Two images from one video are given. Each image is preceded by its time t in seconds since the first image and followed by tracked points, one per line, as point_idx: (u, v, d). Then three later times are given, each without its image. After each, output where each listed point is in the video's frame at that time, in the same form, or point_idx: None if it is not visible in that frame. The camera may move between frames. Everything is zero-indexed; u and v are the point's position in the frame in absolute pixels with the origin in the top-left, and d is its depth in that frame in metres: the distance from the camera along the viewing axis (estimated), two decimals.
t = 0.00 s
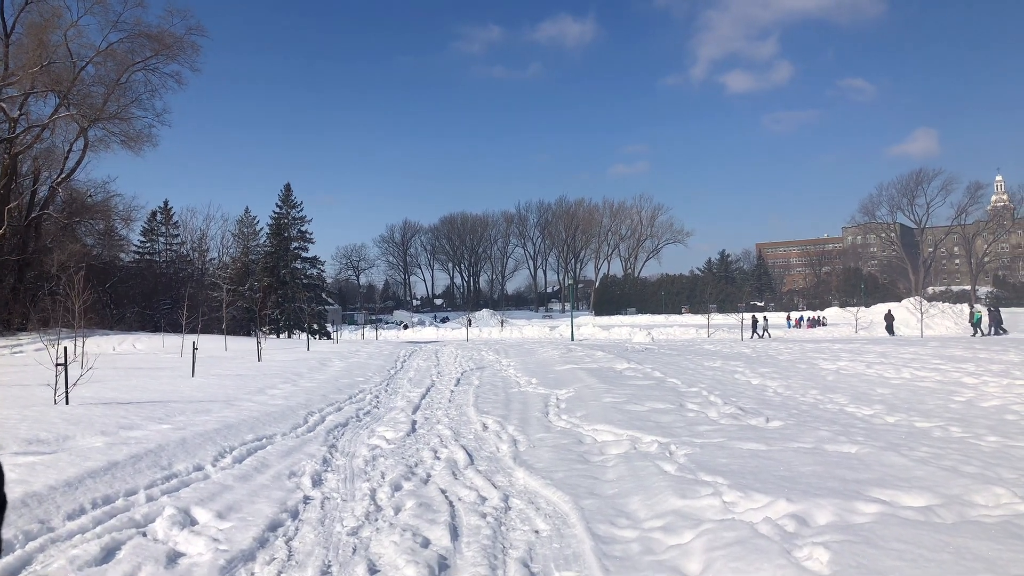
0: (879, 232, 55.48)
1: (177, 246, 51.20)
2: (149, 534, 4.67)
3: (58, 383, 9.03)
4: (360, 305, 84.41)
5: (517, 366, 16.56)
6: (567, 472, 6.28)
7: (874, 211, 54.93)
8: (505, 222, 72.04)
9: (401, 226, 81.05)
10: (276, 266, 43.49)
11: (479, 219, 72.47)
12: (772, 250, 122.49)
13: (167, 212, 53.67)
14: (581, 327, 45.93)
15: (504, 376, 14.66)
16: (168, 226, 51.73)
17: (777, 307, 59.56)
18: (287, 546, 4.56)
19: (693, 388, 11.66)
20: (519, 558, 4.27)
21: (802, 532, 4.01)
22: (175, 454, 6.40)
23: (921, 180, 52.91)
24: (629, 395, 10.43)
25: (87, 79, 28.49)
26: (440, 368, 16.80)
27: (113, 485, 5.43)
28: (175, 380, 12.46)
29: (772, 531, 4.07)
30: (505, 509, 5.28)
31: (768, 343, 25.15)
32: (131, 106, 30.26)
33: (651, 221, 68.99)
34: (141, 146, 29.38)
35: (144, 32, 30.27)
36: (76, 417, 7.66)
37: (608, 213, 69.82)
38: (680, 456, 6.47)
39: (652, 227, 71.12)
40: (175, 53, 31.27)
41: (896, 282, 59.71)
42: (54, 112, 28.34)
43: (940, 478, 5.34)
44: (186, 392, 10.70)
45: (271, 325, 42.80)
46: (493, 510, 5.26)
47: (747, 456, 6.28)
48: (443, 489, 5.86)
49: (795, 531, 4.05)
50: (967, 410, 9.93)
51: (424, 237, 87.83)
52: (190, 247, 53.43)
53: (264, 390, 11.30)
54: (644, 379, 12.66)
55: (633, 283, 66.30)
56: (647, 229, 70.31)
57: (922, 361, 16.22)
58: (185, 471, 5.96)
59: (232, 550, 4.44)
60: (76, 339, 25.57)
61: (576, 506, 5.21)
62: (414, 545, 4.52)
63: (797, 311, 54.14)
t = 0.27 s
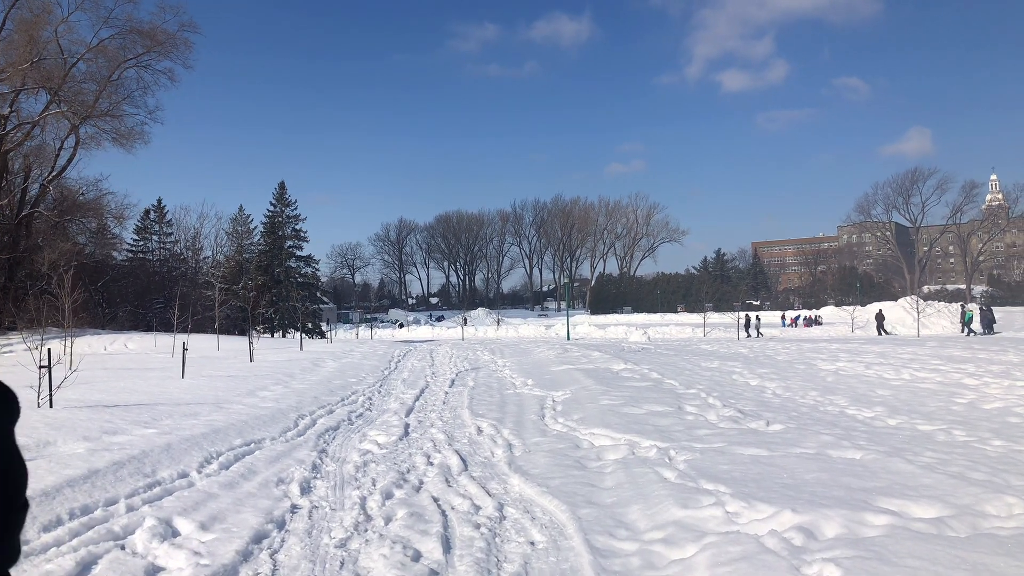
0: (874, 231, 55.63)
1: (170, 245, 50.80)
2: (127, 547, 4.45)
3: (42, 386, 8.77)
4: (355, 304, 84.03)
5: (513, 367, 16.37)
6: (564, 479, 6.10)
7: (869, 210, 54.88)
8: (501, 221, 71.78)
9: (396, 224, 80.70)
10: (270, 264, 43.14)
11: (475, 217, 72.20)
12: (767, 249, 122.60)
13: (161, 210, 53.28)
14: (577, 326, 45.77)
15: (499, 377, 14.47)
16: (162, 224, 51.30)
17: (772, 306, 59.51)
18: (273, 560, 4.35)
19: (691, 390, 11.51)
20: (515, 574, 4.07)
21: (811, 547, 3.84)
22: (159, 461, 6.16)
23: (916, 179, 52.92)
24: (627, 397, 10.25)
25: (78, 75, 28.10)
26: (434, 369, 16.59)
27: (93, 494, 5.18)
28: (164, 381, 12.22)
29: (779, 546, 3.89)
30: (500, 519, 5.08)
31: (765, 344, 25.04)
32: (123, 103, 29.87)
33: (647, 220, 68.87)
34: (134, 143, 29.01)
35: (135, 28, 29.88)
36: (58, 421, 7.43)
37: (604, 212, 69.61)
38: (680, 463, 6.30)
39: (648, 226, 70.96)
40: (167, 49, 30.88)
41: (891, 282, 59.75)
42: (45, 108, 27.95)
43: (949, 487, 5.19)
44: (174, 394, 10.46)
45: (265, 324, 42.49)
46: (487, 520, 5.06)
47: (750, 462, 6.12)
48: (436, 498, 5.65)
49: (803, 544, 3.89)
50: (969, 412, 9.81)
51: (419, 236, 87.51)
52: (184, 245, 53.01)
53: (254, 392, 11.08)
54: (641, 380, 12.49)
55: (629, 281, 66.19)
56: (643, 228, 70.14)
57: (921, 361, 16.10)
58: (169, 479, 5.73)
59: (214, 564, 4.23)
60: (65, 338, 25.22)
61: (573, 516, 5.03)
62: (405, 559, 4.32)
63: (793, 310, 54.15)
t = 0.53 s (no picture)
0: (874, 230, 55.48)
1: (169, 241, 50.59)
2: (114, 552, 4.27)
3: (33, 383, 8.57)
4: (354, 301, 83.86)
5: (513, 365, 16.20)
6: (567, 480, 5.93)
7: (870, 208, 54.71)
8: (501, 218, 71.56)
9: (396, 221, 80.48)
10: (269, 261, 42.95)
11: (474, 214, 71.98)
12: (767, 248, 122.48)
13: (159, 207, 53.05)
14: (577, 323, 45.62)
15: (499, 375, 14.29)
16: (160, 221, 51.06)
17: (772, 304, 59.37)
18: (265, 567, 4.17)
19: (694, 389, 11.34)
20: None
21: (828, 556, 3.69)
22: (150, 461, 5.97)
23: (917, 177, 52.77)
24: (629, 396, 10.08)
25: (75, 70, 27.84)
26: (433, 367, 16.43)
27: (80, 495, 4.99)
28: (159, 379, 12.04)
29: (795, 555, 3.74)
30: (501, 523, 4.91)
31: (766, 342, 24.88)
32: (121, 98, 29.63)
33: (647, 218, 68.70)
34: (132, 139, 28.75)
35: (133, 22, 29.62)
36: (48, 419, 7.24)
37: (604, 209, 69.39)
38: (686, 464, 6.13)
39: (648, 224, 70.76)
40: (165, 44, 30.64)
41: (891, 280, 59.66)
42: (42, 103, 27.69)
43: (964, 490, 5.06)
44: (169, 392, 10.27)
45: (264, 321, 42.33)
46: (488, 524, 4.89)
47: (758, 464, 5.95)
48: (435, 501, 5.47)
49: (818, 553, 3.75)
50: (977, 412, 9.67)
51: (419, 233, 87.26)
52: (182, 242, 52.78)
53: (251, 390, 10.90)
54: (643, 379, 12.32)
55: (629, 279, 66.04)
56: (642, 225, 69.94)
57: (925, 360, 15.94)
58: (160, 480, 5.55)
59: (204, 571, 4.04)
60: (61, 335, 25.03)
61: (577, 520, 4.86)
62: (402, 566, 4.14)
63: (793, 308, 54.02)
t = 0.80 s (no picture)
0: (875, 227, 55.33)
1: (168, 240, 50.41)
2: (99, 564, 4.09)
3: (24, 386, 8.39)
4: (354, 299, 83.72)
5: (513, 364, 16.03)
6: (569, 486, 5.76)
7: (870, 206, 54.52)
8: (501, 216, 71.37)
9: (396, 219, 80.33)
10: (269, 259, 42.75)
11: (475, 212, 71.79)
12: (768, 246, 122.18)
13: (159, 205, 52.89)
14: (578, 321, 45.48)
15: (500, 375, 14.12)
16: (160, 219, 50.88)
17: (773, 301, 59.24)
18: None
19: (697, 389, 11.18)
20: None
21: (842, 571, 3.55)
22: (140, 467, 5.80)
23: (918, 174, 52.59)
24: (631, 398, 9.92)
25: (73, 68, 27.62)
26: (433, 366, 16.26)
27: (66, 505, 4.81)
28: (155, 380, 11.88)
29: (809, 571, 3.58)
30: (501, 533, 4.75)
31: (768, 341, 24.74)
32: (119, 96, 29.41)
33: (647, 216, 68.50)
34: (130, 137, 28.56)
35: (131, 20, 29.43)
36: (37, 423, 7.06)
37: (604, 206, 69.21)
38: (692, 470, 5.95)
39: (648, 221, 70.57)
40: (163, 42, 30.43)
41: (892, 277, 59.56)
42: (39, 102, 27.48)
43: (977, 497, 4.92)
44: (164, 394, 10.10)
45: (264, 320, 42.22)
46: (487, 533, 4.73)
47: (765, 470, 5.79)
48: (433, 509, 5.29)
49: (833, 567, 3.61)
50: (985, 413, 9.52)
51: (419, 231, 87.08)
52: (182, 240, 52.60)
53: (248, 392, 10.73)
54: (646, 379, 12.16)
55: (630, 277, 65.85)
56: (643, 223, 69.75)
57: (930, 359, 15.78)
58: (149, 487, 5.38)
59: None
60: (58, 334, 24.85)
61: (580, 529, 4.69)
62: None
63: (793, 305, 53.87)
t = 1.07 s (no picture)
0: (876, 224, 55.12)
1: (167, 238, 50.20)
2: (76, 572, 3.90)
3: (11, 385, 8.21)
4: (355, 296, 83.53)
5: (512, 362, 15.85)
6: (569, 489, 5.57)
7: (871, 203, 54.26)
8: (501, 214, 71.14)
9: (396, 217, 80.14)
10: (268, 257, 42.53)
11: (475, 210, 71.56)
12: (769, 243, 121.85)
13: (158, 203, 52.72)
14: (578, 319, 45.27)
15: (499, 373, 13.92)
16: (159, 217, 50.68)
17: (774, 299, 59.03)
18: None
19: (699, 387, 10.99)
20: None
21: None
22: (126, 469, 5.62)
23: (919, 171, 52.36)
24: (632, 396, 9.73)
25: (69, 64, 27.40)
26: (431, 364, 16.06)
27: (45, 508, 4.62)
28: (149, 378, 11.71)
29: None
30: (498, 537, 4.56)
31: (769, 338, 24.55)
32: (116, 93, 29.20)
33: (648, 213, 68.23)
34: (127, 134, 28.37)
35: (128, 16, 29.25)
36: (22, 422, 6.88)
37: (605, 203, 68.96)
38: (695, 471, 5.76)
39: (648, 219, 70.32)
40: (161, 38, 30.25)
41: (892, 275, 59.34)
42: (36, 98, 27.27)
43: (991, 500, 4.74)
44: (157, 393, 9.92)
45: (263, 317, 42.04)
46: (483, 538, 4.55)
47: (771, 471, 5.60)
48: (428, 513, 5.11)
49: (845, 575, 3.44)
50: (993, 412, 9.33)
51: (419, 229, 86.87)
52: (181, 238, 52.37)
53: (242, 391, 10.55)
54: (647, 377, 11.97)
55: (630, 274, 65.61)
56: (643, 220, 69.49)
57: (935, 357, 15.58)
58: (135, 489, 5.20)
59: None
60: (55, 332, 24.66)
61: (580, 534, 4.50)
62: None
63: (794, 303, 53.62)
